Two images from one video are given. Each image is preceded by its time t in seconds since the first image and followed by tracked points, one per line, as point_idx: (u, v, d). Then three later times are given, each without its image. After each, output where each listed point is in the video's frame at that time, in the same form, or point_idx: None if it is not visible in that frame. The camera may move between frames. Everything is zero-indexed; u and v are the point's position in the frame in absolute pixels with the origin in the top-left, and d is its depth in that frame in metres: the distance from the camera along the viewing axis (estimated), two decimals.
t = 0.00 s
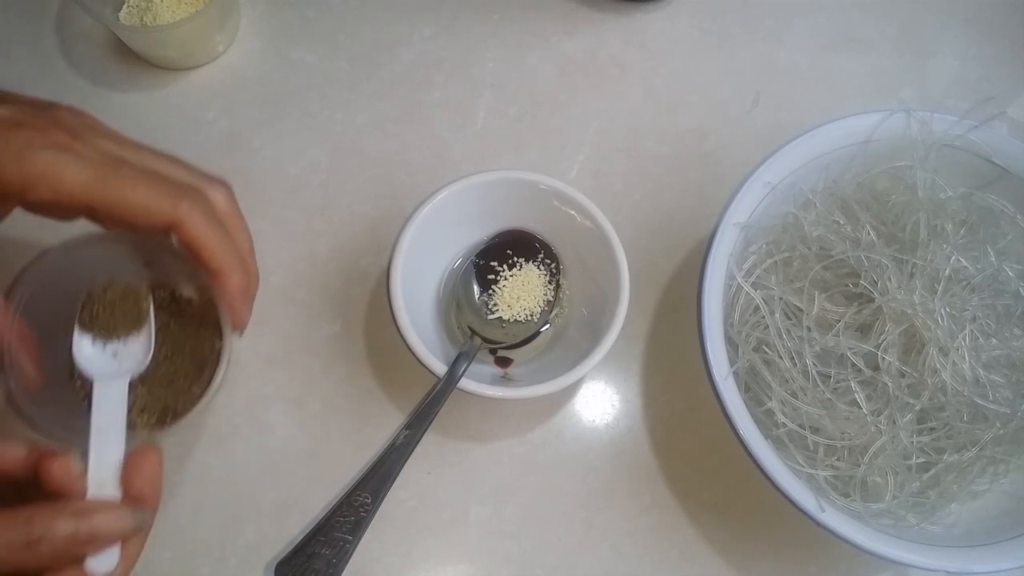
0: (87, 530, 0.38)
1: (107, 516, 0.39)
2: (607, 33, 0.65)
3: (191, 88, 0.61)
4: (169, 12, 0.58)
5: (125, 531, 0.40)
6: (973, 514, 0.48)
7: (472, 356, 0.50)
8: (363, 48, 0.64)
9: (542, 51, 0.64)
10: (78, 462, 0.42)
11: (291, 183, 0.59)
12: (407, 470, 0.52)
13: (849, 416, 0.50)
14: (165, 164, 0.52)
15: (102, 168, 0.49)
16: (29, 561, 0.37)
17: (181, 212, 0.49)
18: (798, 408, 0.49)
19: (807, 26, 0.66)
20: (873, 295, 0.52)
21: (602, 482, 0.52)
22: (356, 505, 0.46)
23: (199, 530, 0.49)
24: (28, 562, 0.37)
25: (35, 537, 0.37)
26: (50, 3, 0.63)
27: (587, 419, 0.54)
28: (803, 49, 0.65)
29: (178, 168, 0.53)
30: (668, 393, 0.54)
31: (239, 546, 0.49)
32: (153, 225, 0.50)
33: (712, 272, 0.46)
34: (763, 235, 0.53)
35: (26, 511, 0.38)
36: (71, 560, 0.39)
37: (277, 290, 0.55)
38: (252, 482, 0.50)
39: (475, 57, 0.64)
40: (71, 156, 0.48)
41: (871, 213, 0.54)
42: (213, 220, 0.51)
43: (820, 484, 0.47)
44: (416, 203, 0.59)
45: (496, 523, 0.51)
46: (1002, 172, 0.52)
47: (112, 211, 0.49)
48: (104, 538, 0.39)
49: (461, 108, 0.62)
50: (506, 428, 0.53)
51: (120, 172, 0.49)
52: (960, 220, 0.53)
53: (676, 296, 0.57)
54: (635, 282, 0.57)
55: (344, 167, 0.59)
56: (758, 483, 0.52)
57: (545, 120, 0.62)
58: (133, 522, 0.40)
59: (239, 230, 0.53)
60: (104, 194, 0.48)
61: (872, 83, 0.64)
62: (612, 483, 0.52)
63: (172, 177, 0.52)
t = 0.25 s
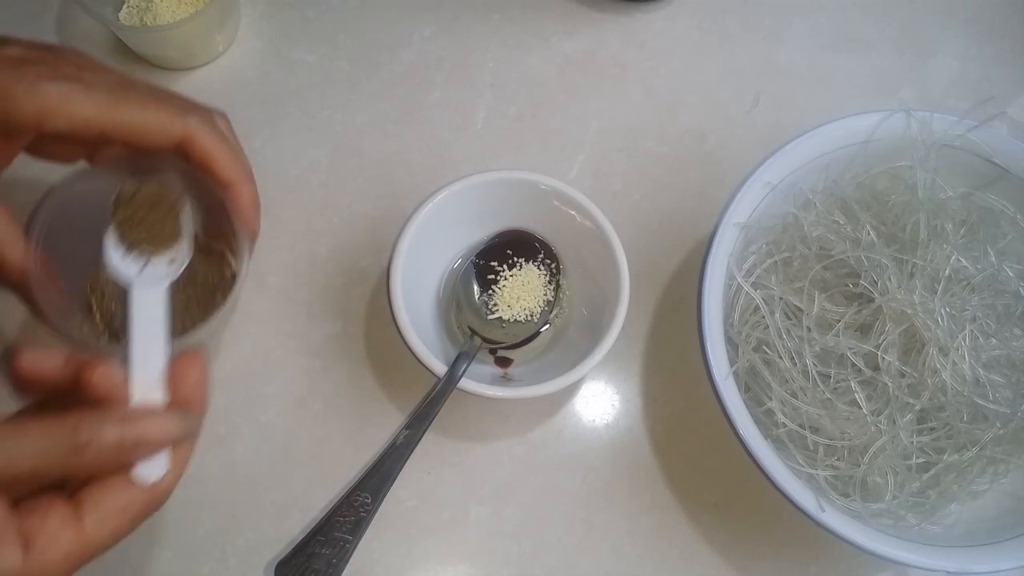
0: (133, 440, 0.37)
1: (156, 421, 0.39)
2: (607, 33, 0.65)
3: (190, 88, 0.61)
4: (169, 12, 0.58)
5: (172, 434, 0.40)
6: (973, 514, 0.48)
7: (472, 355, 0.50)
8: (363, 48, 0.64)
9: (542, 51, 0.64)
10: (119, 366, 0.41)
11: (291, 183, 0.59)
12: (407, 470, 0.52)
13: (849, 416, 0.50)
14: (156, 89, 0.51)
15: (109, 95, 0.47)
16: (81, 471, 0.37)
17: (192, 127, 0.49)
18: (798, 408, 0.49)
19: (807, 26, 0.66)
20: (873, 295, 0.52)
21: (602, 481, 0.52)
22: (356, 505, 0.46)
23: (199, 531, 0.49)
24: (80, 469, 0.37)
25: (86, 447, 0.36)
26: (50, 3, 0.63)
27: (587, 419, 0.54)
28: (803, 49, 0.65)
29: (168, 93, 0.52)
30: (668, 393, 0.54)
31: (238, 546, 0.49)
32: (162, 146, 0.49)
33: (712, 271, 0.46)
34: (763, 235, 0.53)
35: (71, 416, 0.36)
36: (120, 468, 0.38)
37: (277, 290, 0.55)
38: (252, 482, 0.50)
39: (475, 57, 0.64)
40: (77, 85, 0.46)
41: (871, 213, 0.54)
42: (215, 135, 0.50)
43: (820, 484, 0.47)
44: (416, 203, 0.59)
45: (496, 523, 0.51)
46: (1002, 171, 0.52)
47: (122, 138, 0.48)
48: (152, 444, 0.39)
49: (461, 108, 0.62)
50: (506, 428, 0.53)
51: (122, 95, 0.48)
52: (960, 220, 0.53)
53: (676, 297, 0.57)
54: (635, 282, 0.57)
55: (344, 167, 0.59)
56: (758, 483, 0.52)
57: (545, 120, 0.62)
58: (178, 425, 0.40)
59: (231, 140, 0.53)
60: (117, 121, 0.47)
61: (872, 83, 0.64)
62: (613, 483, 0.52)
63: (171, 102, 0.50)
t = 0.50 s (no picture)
0: (244, 404, 0.36)
1: (334, 400, 0.37)
2: (607, 33, 0.65)
3: (190, 88, 0.61)
4: (169, 12, 0.58)
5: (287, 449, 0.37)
6: (973, 514, 0.48)
7: (472, 355, 0.50)
8: (363, 48, 0.64)
9: (542, 51, 0.64)
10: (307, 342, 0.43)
11: (291, 183, 0.59)
12: (408, 470, 0.52)
13: (849, 416, 0.50)
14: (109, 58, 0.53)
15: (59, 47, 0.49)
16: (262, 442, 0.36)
17: (142, 89, 0.50)
18: (798, 408, 0.49)
19: (807, 26, 0.66)
20: (873, 295, 0.52)
21: (602, 481, 0.52)
22: (356, 505, 0.46)
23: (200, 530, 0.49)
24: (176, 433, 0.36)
25: (258, 419, 0.36)
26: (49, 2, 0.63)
27: (587, 419, 0.53)
28: (803, 49, 0.65)
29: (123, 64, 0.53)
30: (668, 393, 0.54)
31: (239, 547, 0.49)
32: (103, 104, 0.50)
33: (711, 271, 0.46)
34: (763, 235, 0.53)
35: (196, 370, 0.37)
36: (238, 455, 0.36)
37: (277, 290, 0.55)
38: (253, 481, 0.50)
39: (475, 57, 0.64)
40: (34, 42, 0.48)
41: (871, 213, 0.54)
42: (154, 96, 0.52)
43: (820, 484, 0.47)
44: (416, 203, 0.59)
45: (496, 523, 0.51)
46: (1002, 171, 0.52)
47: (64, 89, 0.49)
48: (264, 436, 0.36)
49: (461, 108, 0.62)
50: (506, 428, 0.53)
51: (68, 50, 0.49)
52: (960, 220, 0.53)
53: (676, 297, 0.57)
54: (635, 282, 0.57)
55: (344, 166, 0.60)
56: (758, 483, 0.52)
57: (545, 120, 0.62)
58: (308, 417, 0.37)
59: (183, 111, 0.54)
60: (65, 77, 0.48)
61: (872, 83, 0.64)
62: (613, 483, 0.52)
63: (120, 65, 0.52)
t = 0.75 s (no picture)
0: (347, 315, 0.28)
1: (469, 305, 0.31)
2: (607, 33, 0.65)
3: (190, 88, 0.61)
4: (169, 12, 0.57)
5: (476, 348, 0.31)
6: (973, 514, 0.48)
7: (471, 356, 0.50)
8: (363, 48, 0.64)
9: (541, 51, 0.64)
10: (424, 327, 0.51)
11: (291, 183, 0.59)
12: (408, 470, 0.52)
13: (849, 416, 0.50)
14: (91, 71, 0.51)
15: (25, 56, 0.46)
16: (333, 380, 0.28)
17: (110, 113, 0.47)
18: (798, 408, 0.49)
19: (807, 26, 0.66)
20: (873, 295, 0.52)
21: (602, 482, 0.52)
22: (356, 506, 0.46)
23: (202, 531, 0.50)
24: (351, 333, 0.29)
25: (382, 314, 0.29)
26: (50, 2, 0.63)
27: (587, 419, 0.53)
28: (803, 49, 0.65)
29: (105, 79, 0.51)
30: (668, 393, 0.54)
31: (240, 547, 0.49)
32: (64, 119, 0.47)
33: (711, 271, 0.46)
34: (763, 235, 0.53)
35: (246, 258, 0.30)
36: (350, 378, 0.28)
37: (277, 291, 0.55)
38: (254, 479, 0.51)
39: (475, 57, 0.64)
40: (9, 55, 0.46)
41: (871, 214, 0.54)
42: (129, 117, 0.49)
43: (820, 484, 0.47)
44: (416, 203, 0.59)
45: (496, 523, 0.51)
46: (1002, 172, 0.52)
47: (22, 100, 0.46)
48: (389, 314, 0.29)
49: (461, 108, 0.62)
50: (506, 428, 0.53)
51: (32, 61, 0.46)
52: (960, 220, 0.53)
53: (676, 296, 0.57)
54: (635, 282, 0.57)
55: (344, 167, 0.60)
56: (759, 483, 0.52)
57: (545, 120, 0.62)
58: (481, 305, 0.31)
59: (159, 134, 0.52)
60: (40, 92, 0.46)
61: (872, 83, 0.64)
62: (613, 483, 0.52)
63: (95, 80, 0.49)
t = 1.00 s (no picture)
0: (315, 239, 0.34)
1: (426, 231, 0.37)
2: (608, 33, 0.65)
3: (191, 88, 0.61)
4: (169, 12, 0.58)
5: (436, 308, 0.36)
6: (973, 514, 0.48)
7: (472, 356, 0.50)
8: (363, 49, 0.64)
9: (541, 51, 0.64)
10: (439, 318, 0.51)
11: (291, 183, 0.59)
12: (408, 470, 0.52)
13: (849, 416, 0.50)
14: (133, 120, 0.48)
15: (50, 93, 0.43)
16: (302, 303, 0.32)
17: (142, 172, 0.42)
18: (798, 408, 0.49)
19: (807, 26, 0.66)
20: (873, 295, 0.51)
21: (602, 482, 0.52)
22: (356, 505, 0.46)
23: (201, 531, 0.49)
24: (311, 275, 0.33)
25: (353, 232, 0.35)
26: (51, 2, 0.63)
27: (587, 419, 0.53)
28: (803, 49, 0.65)
29: (142, 129, 0.48)
30: (669, 393, 0.54)
31: (239, 547, 0.49)
32: (70, 161, 0.41)
33: (712, 271, 0.46)
34: (763, 235, 0.52)
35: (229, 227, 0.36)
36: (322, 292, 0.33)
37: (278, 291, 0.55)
38: (253, 480, 0.50)
39: (475, 58, 0.64)
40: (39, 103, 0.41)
41: (871, 214, 0.54)
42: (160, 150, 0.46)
43: (820, 484, 0.47)
44: (416, 202, 0.59)
45: (495, 523, 0.51)
46: (1002, 172, 0.52)
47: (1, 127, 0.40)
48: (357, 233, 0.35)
49: (461, 108, 0.62)
50: (506, 428, 0.53)
51: (58, 102, 0.42)
52: (960, 220, 0.53)
53: (676, 296, 0.57)
54: (635, 282, 0.57)
55: (344, 167, 0.60)
56: (759, 482, 0.52)
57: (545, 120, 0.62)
58: (444, 224, 0.38)
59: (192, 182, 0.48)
60: (75, 140, 0.41)
61: (872, 83, 0.64)
62: (613, 484, 0.52)
63: (130, 131, 0.45)
